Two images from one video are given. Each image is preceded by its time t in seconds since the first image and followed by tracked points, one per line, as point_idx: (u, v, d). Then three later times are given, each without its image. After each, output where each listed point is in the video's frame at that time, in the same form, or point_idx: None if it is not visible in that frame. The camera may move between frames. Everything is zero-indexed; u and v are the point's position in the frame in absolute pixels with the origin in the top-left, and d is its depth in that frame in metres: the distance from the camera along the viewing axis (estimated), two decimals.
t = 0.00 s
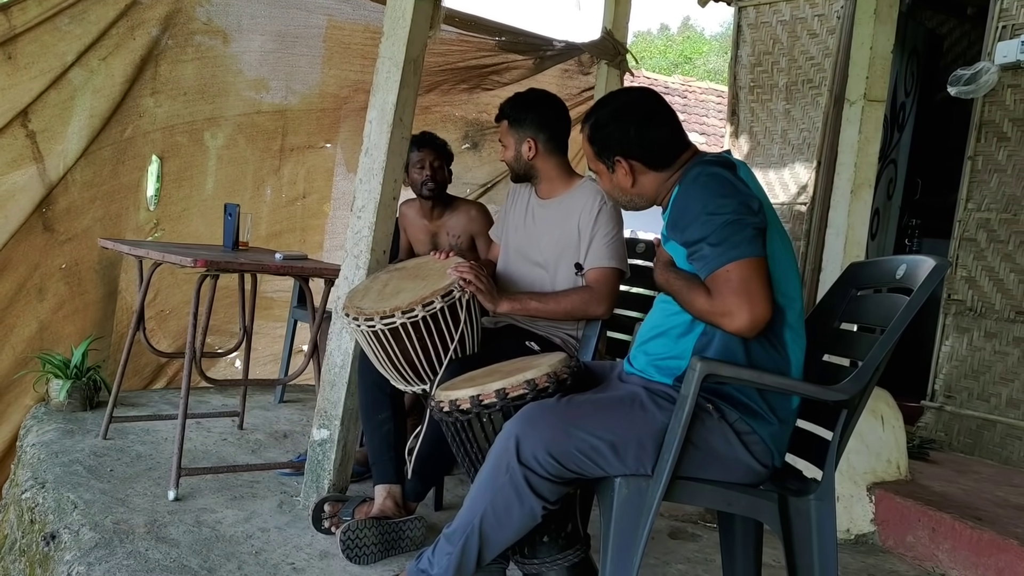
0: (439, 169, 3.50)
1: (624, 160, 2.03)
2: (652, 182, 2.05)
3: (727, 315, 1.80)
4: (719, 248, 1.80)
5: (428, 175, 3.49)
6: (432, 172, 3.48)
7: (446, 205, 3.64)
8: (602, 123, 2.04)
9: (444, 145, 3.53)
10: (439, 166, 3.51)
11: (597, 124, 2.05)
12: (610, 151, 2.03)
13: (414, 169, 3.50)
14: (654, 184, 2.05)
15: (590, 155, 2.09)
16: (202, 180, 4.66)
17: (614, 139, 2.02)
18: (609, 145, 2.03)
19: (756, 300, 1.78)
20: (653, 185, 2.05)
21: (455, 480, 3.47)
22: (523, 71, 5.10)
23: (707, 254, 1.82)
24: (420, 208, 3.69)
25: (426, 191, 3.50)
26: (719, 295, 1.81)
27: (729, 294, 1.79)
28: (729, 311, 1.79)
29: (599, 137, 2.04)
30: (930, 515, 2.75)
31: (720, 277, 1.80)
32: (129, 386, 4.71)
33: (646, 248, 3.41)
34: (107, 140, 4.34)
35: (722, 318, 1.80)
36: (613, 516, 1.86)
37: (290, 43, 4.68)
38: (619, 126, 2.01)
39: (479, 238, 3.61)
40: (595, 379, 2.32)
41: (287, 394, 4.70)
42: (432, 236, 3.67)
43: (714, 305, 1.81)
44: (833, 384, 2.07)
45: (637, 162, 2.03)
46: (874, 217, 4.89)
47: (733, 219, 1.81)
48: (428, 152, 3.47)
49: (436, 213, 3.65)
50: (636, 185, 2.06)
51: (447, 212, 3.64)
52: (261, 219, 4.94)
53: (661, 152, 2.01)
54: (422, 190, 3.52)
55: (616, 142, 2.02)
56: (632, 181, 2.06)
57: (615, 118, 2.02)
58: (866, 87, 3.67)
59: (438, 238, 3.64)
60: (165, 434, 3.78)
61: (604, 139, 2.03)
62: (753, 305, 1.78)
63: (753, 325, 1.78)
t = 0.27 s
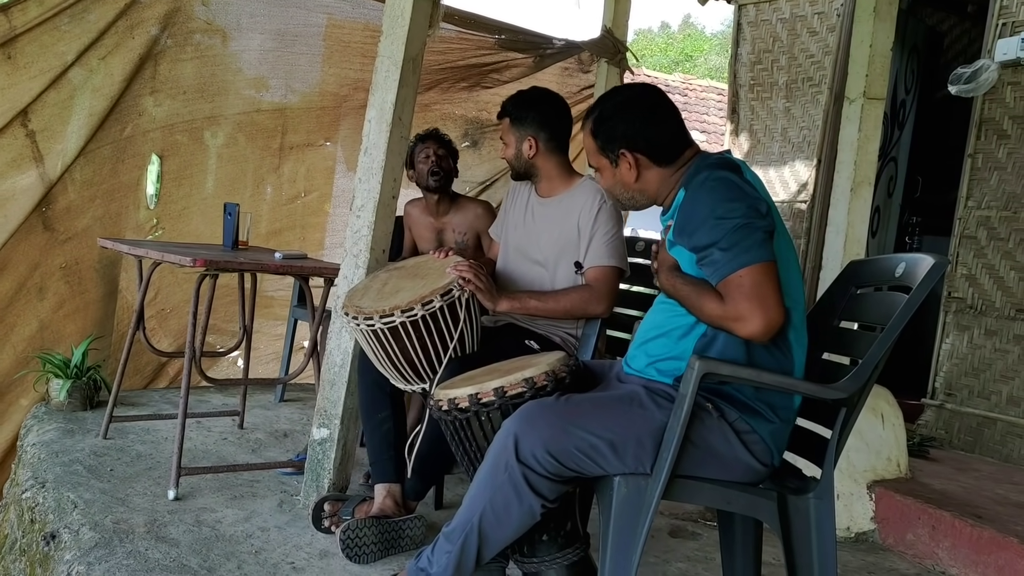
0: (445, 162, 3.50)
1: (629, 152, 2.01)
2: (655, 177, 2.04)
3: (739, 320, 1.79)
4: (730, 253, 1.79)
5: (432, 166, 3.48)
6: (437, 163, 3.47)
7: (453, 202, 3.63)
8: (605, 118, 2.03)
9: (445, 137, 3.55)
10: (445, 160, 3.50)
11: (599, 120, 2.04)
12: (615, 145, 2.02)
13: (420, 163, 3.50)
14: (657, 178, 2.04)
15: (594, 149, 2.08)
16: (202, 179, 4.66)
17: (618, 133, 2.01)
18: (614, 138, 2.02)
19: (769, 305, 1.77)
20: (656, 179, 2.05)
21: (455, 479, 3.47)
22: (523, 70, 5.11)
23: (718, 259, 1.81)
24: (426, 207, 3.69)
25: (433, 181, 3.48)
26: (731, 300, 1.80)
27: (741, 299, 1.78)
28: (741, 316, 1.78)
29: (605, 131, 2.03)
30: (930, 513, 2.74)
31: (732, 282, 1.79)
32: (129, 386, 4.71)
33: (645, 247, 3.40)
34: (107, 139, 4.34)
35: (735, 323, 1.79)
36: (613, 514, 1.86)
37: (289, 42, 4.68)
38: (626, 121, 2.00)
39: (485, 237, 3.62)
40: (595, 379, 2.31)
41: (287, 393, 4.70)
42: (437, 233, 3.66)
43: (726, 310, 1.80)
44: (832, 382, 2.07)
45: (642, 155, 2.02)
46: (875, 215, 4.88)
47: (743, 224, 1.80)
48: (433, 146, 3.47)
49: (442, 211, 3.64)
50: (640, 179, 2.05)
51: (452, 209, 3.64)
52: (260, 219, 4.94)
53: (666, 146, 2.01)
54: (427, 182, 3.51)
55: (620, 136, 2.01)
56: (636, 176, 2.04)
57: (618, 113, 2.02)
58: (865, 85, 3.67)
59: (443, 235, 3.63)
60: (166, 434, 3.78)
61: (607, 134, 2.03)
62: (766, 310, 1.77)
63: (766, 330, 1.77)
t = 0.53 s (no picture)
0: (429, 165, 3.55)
1: (674, 105, 2.06)
2: (676, 144, 2.09)
3: (741, 327, 1.79)
4: (744, 261, 1.80)
5: (420, 173, 3.53)
6: (423, 168, 3.53)
7: (438, 203, 3.65)
8: (651, 71, 2.08)
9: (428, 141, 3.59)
10: (428, 163, 3.56)
11: (647, 69, 2.08)
12: (658, 95, 2.06)
13: (405, 169, 3.54)
14: (676, 147, 2.09)
15: (629, 95, 2.07)
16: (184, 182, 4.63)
17: (665, 85, 2.07)
18: (660, 88, 2.06)
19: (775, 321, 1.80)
20: (673, 147, 2.09)
21: (441, 478, 3.47)
22: (506, 69, 5.09)
23: (731, 263, 1.81)
24: (411, 208, 3.69)
25: (422, 189, 3.54)
26: (735, 306, 1.80)
27: (747, 308, 1.79)
28: (747, 324, 1.79)
29: (651, 80, 2.07)
30: (913, 506, 2.76)
31: (743, 292, 1.80)
32: (112, 390, 4.68)
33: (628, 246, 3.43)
34: (87, 142, 4.31)
35: (737, 329, 1.79)
36: (597, 513, 1.86)
37: (270, 42, 4.64)
38: (673, 80, 2.08)
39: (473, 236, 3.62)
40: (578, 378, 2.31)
41: (272, 396, 4.68)
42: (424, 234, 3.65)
43: (729, 316, 1.80)
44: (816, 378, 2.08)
45: (680, 115, 2.08)
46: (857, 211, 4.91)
47: (763, 234, 1.81)
48: (415, 150, 3.53)
49: (429, 213, 3.64)
50: (666, 139, 2.08)
51: (438, 210, 3.64)
52: (244, 220, 4.92)
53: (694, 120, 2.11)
54: (417, 189, 3.55)
55: (668, 89, 2.07)
56: (666, 132, 2.07)
57: (666, 69, 2.09)
58: (846, 82, 3.70)
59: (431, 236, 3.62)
60: (149, 438, 3.76)
61: (655, 83, 2.07)
62: (769, 324, 1.79)
63: (764, 342, 1.79)
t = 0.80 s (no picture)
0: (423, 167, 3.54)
1: (668, 99, 2.07)
2: (668, 140, 2.10)
3: (763, 325, 1.81)
4: (761, 260, 1.81)
5: (413, 174, 3.53)
6: (417, 170, 3.53)
7: (427, 204, 3.64)
8: (645, 63, 2.08)
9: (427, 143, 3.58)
10: (423, 165, 3.56)
11: (641, 61, 2.08)
12: (653, 88, 2.06)
13: (399, 168, 3.54)
14: (668, 142, 2.10)
15: (625, 88, 2.06)
16: (167, 186, 4.60)
17: (658, 77, 2.07)
18: (654, 81, 2.07)
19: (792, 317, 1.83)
20: (665, 142, 2.10)
21: (428, 482, 3.46)
22: (489, 70, 5.11)
23: (748, 263, 1.81)
24: (401, 209, 3.69)
25: (411, 190, 3.53)
26: (756, 306, 1.81)
27: (766, 307, 1.81)
28: (768, 324, 1.81)
29: (645, 73, 2.07)
30: (898, 505, 2.78)
31: (761, 291, 1.81)
32: (95, 396, 4.64)
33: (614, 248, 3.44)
34: (69, 147, 4.28)
35: (760, 328, 1.80)
36: (584, 515, 1.86)
37: (253, 45, 4.62)
38: (668, 73, 2.08)
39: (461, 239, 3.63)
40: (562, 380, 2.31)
41: (256, 400, 4.66)
42: (412, 236, 3.65)
43: (748, 316, 1.81)
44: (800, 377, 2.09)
45: (673, 109, 2.08)
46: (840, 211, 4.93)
47: (775, 231, 1.83)
48: (412, 152, 3.53)
49: (418, 213, 3.65)
50: (659, 133, 2.08)
51: (428, 211, 3.64)
52: (227, 225, 4.89)
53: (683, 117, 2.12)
54: (406, 189, 3.55)
55: (662, 82, 2.07)
56: (658, 126, 2.07)
57: (660, 62, 2.09)
58: (828, 83, 3.70)
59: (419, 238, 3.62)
60: (132, 444, 3.73)
61: (649, 75, 2.07)
62: (788, 320, 1.82)
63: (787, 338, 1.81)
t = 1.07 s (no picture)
0: (423, 174, 3.56)
1: (654, 107, 2.08)
2: (654, 148, 2.10)
3: (742, 341, 1.85)
4: (744, 278, 1.85)
5: (411, 181, 3.55)
6: (416, 177, 3.54)
7: (424, 211, 3.65)
8: (632, 71, 2.09)
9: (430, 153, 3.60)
10: (424, 173, 3.57)
11: (628, 70, 2.09)
12: (638, 97, 2.07)
13: (398, 172, 3.56)
14: (655, 150, 2.11)
15: (611, 96, 2.07)
16: (152, 193, 4.58)
17: (645, 86, 2.08)
18: (640, 90, 2.08)
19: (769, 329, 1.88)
20: (652, 150, 2.10)
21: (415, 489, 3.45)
22: (476, 76, 5.08)
23: (730, 280, 1.85)
24: (397, 213, 3.69)
25: (408, 197, 3.56)
26: (737, 323, 1.85)
27: (746, 324, 1.85)
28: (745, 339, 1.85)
29: (631, 82, 2.08)
30: (883, 508, 2.80)
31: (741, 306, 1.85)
32: (79, 404, 4.61)
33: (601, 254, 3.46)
34: (53, 154, 4.25)
35: (739, 345, 1.84)
36: (571, 522, 1.86)
37: (238, 51, 4.61)
38: (654, 82, 2.10)
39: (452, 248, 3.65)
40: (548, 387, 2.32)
41: (243, 407, 4.64)
42: (405, 242, 3.65)
43: (729, 333, 1.85)
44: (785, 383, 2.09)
45: (659, 118, 2.09)
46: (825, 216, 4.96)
47: (759, 247, 1.86)
48: (413, 159, 3.54)
49: (413, 219, 3.66)
50: (645, 141, 2.09)
51: (423, 217, 3.66)
52: (213, 232, 4.85)
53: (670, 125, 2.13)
54: (404, 194, 3.57)
55: (648, 91, 2.08)
56: (644, 134, 2.08)
57: (647, 71, 2.10)
58: (811, 89, 3.74)
59: (411, 245, 3.62)
60: (117, 452, 3.70)
61: (635, 84, 2.08)
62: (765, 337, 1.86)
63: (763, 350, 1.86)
